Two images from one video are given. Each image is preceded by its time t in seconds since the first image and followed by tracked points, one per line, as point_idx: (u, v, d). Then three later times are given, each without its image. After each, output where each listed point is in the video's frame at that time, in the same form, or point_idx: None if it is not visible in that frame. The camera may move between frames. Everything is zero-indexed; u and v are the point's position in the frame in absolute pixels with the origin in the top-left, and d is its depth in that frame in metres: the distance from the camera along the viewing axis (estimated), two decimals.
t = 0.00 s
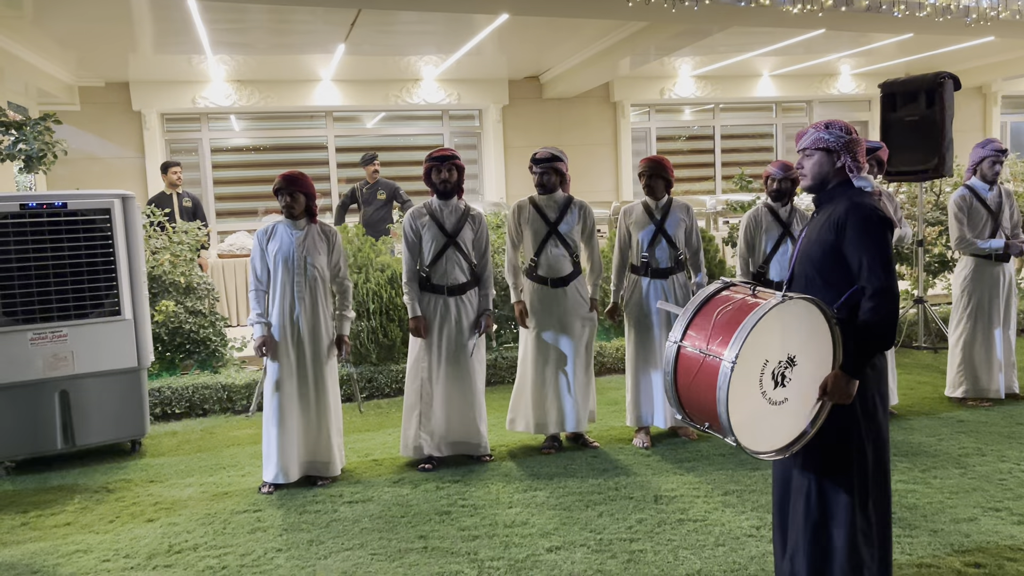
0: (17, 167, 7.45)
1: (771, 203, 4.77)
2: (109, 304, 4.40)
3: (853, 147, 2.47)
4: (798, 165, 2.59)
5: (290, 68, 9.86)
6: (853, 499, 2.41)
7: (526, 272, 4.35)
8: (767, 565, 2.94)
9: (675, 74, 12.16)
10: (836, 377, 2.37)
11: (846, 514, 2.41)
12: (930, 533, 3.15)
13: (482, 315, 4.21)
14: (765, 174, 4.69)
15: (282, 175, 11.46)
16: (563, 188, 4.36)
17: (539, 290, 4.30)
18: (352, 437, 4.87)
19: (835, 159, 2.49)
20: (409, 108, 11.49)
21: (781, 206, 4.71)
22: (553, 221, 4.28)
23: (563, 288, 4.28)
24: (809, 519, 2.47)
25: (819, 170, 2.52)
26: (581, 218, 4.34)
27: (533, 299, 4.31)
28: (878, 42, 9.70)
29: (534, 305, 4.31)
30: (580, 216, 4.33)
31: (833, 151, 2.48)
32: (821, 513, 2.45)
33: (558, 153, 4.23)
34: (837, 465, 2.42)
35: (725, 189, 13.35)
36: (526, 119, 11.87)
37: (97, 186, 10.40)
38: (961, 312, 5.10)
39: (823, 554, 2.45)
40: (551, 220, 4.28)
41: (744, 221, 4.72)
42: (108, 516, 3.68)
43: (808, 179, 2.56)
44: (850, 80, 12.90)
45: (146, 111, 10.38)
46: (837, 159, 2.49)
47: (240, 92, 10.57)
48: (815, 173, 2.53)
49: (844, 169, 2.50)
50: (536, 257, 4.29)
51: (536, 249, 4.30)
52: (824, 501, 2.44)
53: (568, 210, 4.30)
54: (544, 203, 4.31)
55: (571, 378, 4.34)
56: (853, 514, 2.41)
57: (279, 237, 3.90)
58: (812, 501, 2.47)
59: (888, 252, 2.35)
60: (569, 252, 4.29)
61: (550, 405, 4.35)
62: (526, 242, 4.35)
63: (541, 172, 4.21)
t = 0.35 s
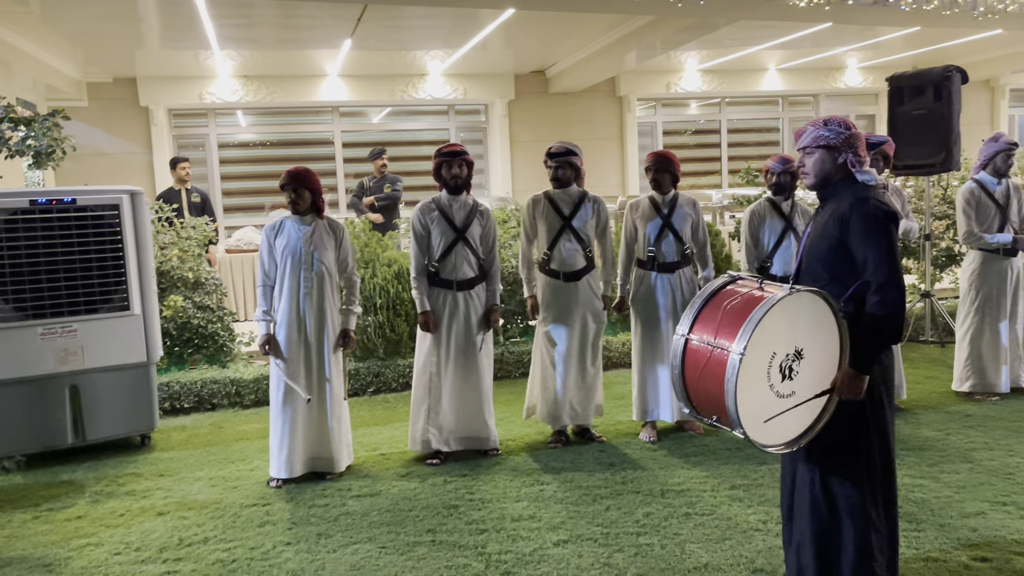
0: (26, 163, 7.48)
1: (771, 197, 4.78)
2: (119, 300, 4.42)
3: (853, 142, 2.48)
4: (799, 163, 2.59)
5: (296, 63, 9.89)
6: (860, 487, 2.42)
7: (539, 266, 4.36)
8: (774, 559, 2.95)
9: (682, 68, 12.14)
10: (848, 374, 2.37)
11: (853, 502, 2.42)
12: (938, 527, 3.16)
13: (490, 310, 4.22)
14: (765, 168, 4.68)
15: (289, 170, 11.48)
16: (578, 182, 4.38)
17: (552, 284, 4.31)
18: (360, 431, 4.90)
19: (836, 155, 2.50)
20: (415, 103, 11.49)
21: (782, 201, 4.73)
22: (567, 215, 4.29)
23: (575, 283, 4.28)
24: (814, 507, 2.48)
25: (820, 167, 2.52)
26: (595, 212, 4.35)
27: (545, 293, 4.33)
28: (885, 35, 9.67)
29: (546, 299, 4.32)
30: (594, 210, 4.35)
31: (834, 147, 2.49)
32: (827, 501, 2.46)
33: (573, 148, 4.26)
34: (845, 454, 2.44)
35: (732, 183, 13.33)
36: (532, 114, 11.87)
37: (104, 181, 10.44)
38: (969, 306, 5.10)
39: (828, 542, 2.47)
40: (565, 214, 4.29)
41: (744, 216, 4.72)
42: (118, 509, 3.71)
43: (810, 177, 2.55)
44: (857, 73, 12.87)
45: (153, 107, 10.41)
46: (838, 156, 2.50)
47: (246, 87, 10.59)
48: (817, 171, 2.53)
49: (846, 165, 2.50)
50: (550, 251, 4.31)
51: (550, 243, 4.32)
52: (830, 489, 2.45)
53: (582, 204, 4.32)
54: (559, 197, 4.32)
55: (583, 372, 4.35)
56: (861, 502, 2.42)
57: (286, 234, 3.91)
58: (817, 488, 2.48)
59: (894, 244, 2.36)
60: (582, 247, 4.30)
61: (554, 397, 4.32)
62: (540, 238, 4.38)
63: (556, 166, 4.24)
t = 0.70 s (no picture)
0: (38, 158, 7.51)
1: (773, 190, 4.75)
2: (131, 294, 4.43)
3: (855, 135, 2.49)
4: (800, 157, 2.58)
5: (304, 57, 9.88)
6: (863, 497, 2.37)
7: (556, 260, 4.35)
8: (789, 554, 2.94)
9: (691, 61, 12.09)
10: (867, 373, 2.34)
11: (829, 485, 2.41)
12: (952, 521, 3.15)
13: (502, 304, 4.23)
14: (768, 163, 4.64)
15: (297, 165, 11.49)
16: (598, 177, 4.36)
17: (568, 279, 4.30)
18: (371, 425, 4.90)
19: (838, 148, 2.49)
20: (424, 97, 11.48)
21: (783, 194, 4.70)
22: (585, 210, 4.28)
23: (591, 278, 4.28)
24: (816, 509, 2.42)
25: (822, 160, 2.50)
26: (615, 207, 4.33)
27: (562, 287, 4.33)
28: (896, 27, 9.61)
29: (564, 294, 4.32)
30: (614, 205, 4.32)
31: (837, 140, 2.48)
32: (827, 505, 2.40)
33: (594, 142, 4.25)
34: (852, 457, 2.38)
35: (741, 176, 13.29)
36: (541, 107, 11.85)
37: (114, 176, 10.47)
38: (983, 300, 5.07)
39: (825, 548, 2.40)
40: (584, 210, 4.28)
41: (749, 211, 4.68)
42: (132, 503, 3.73)
43: (810, 170, 2.55)
44: (868, 65, 12.81)
45: (162, 101, 10.42)
46: (840, 149, 2.49)
47: (255, 81, 10.60)
48: (817, 163, 2.52)
49: (846, 158, 2.50)
50: (566, 245, 4.30)
51: (567, 237, 4.31)
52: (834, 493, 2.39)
53: (602, 199, 4.30)
54: (578, 191, 4.31)
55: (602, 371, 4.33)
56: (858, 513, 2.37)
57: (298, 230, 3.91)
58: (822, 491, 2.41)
59: (903, 241, 2.30)
60: (600, 242, 4.29)
61: (571, 393, 4.35)
62: (558, 231, 4.38)
63: (577, 160, 4.22)
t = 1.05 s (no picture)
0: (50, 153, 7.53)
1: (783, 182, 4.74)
2: (147, 287, 4.46)
3: (862, 123, 2.43)
4: (806, 143, 2.53)
5: (314, 52, 9.88)
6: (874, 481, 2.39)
7: (573, 253, 4.34)
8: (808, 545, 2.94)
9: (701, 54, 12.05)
10: (848, 373, 2.33)
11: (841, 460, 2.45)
12: (971, 514, 3.14)
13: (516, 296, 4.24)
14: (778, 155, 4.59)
15: (307, 159, 11.50)
16: (614, 170, 4.36)
17: (582, 272, 4.30)
18: (385, 418, 4.91)
19: (844, 136, 2.44)
20: (434, 91, 11.47)
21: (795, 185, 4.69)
22: (601, 202, 4.27)
23: (607, 270, 4.27)
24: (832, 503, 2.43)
25: (827, 147, 2.46)
26: (630, 200, 4.32)
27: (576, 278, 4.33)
28: (909, 18, 9.56)
29: (578, 284, 4.32)
30: (630, 198, 4.31)
31: (842, 127, 2.42)
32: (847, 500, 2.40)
33: (611, 135, 4.25)
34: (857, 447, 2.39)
35: (751, 169, 13.24)
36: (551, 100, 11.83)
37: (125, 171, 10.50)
38: (1000, 293, 5.04)
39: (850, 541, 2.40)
40: (600, 202, 4.27)
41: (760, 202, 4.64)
42: (150, 495, 3.75)
43: (817, 157, 2.50)
44: (879, 57, 12.75)
45: (173, 96, 10.44)
46: (846, 136, 2.44)
47: (266, 76, 10.60)
48: (823, 150, 2.48)
49: (853, 146, 2.45)
50: (580, 238, 4.30)
51: (582, 230, 4.30)
52: (847, 482, 2.40)
53: (618, 191, 4.29)
54: (594, 183, 4.30)
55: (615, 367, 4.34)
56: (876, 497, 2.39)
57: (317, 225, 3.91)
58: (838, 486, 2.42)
59: (896, 238, 2.28)
60: (615, 235, 4.28)
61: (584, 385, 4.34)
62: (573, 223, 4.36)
63: (594, 153, 4.22)
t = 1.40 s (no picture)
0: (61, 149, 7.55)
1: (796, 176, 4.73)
2: (159, 282, 4.47)
3: (879, 111, 2.33)
4: (820, 129, 2.44)
5: (324, 47, 9.89)
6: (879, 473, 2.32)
7: (579, 247, 4.33)
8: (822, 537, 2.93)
9: (711, 47, 12.01)
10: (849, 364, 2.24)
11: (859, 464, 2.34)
12: (985, 506, 3.13)
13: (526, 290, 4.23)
14: (791, 149, 4.59)
15: (316, 155, 11.52)
16: (619, 162, 4.35)
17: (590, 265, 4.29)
18: (396, 412, 4.92)
19: (859, 124, 2.35)
20: (442, 86, 11.46)
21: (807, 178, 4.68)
22: (607, 195, 4.27)
23: (614, 263, 4.27)
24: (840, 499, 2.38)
25: (841, 134, 2.37)
26: (636, 191, 4.32)
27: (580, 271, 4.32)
28: (919, 11, 9.51)
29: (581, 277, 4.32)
30: (635, 190, 4.31)
31: (857, 115, 2.34)
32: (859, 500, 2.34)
33: (614, 127, 4.23)
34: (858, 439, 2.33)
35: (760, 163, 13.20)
36: (560, 95, 11.82)
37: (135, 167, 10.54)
38: (1013, 286, 5.02)
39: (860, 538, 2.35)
40: (606, 194, 4.27)
41: (773, 196, 4.65)
42: (164, 488, 3.76)
43: (829, 145, 2.42)
44: (889, 50, 12.69)
45: (183, 92, 10.47)
46: (860, 125, 2.35)
47: (275, 71, 10.62)
48: (837, 138, 2.39)
49: (868, 135, 2.35)
50: (588, 232, 4.29)
51: (589, 224, 4.30)
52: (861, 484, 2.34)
53: (623, 183, 4.29)
54: (598, 176, 4.30)
55: (624, 359, 4.36)
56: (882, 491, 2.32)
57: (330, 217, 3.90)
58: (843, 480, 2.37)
59: (904, 232, 2.20)
60: (621, 227, 4.28)
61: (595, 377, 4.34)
62: (580, 217, 4.34)
63: (597, 146, 4.21)
